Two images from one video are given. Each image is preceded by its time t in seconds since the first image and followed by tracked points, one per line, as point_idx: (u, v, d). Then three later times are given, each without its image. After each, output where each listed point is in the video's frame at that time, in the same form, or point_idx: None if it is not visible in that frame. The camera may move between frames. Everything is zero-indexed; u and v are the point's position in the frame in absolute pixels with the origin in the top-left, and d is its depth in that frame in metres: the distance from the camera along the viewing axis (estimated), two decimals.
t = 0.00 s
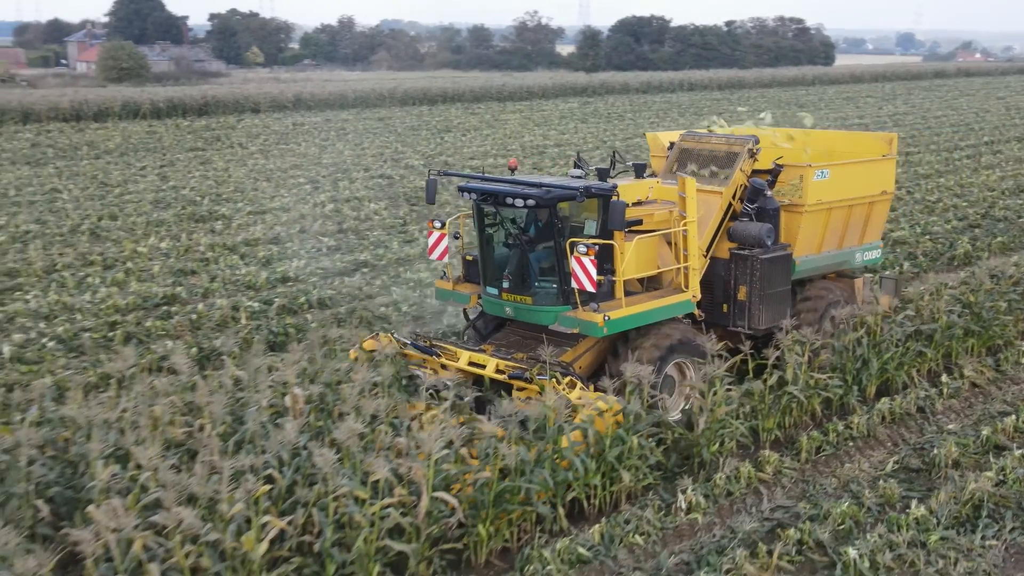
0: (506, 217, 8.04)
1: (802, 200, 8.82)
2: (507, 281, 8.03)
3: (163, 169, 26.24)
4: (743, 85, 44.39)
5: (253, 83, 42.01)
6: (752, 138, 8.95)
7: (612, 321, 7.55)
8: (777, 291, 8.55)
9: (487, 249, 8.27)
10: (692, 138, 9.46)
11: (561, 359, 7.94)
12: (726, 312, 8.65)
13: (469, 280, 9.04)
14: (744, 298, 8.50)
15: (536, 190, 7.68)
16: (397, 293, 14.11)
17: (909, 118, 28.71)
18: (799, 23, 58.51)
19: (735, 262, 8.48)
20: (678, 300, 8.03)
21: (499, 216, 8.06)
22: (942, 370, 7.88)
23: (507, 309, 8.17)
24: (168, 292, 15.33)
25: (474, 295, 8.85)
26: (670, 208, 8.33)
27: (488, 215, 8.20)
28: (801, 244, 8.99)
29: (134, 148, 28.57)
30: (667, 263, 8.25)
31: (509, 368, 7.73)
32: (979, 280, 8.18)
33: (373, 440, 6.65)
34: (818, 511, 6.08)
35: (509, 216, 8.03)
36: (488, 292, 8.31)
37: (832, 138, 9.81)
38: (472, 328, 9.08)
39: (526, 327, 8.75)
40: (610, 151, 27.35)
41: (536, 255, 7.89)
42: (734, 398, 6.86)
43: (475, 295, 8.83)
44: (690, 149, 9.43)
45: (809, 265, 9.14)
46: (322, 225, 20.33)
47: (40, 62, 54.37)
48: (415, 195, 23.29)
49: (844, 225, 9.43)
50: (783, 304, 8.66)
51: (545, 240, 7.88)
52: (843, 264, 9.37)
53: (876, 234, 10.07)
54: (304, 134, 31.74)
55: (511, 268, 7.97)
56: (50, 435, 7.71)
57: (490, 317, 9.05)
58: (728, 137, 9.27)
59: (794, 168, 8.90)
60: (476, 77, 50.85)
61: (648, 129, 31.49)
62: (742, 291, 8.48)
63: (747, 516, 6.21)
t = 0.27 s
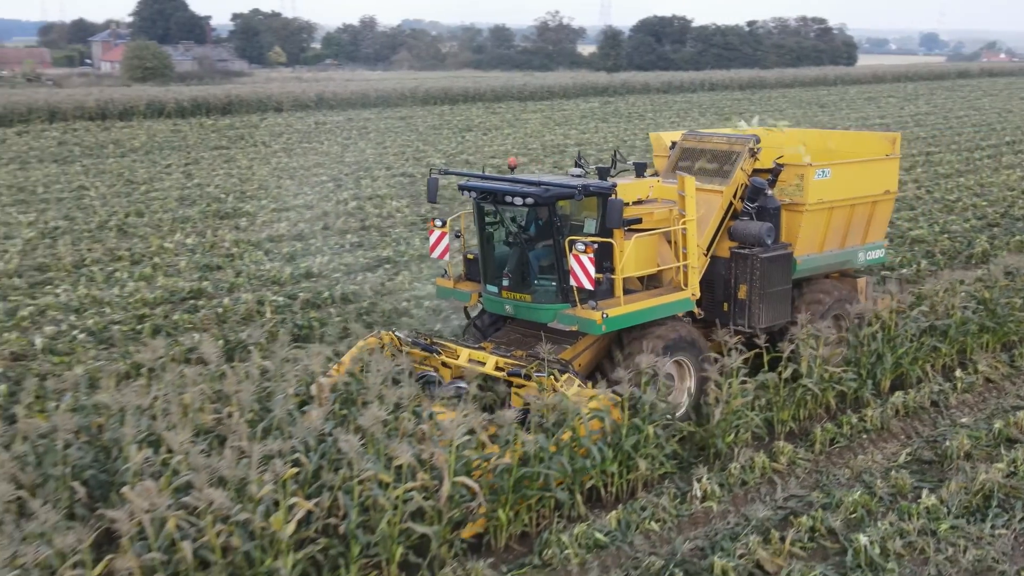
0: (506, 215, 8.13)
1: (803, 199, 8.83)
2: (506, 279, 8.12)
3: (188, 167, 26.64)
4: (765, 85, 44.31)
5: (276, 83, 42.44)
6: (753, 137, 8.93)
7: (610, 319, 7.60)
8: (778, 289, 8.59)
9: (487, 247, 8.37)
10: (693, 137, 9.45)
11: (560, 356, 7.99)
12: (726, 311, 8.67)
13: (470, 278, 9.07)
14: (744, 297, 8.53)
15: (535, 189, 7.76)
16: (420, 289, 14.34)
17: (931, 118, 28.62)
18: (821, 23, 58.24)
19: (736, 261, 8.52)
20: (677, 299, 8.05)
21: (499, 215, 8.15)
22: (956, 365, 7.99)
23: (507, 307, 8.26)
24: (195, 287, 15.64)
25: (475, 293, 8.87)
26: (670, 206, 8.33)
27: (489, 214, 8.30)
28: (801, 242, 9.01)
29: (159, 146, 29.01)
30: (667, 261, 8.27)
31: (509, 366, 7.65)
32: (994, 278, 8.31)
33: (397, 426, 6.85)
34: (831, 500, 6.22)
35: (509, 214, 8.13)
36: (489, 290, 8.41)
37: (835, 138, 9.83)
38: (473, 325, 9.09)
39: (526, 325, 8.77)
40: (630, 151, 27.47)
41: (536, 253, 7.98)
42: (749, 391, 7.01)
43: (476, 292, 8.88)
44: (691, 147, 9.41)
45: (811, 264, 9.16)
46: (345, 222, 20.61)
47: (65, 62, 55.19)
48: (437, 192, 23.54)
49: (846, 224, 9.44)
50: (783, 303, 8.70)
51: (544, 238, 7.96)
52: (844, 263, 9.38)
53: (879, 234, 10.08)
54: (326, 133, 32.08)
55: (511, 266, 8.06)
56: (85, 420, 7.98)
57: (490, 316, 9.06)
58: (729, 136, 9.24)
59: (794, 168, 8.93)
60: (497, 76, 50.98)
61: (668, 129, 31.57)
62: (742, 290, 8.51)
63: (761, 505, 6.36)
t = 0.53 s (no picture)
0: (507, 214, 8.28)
1: (805, 199, 8.90)
2: (507, 277, 8.26)
3: (217, 165, 27.06)
4: (791, 85, 44.18)
5: (303, 82, 42.91)
6: (756, 136, 8.95)
7: (608, 317, 7.68)
8: (780, 289, 8.58)
9: (488, 245, 8.51)
10: (698, 136, 9.55)
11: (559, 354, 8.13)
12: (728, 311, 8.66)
13: (472, 275, 9.19)
14: (746, 296, 8.54)
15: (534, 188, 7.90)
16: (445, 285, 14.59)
17: (958, 119, 28.50)
18: (848, 23, 57.93)
19: (738, 260, 8.54)
20: (676, 298, 8.11)
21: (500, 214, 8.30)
22: (975, 361, 8.11)
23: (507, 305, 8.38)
24: (226, 281, 15.99)
25: (476, 291, 8.95)
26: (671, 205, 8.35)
27: (490, 212, 8.45)
28: (804, 241, 9.08)
29: (188, 145, 29.47)
30: (667, 259, 8.34)
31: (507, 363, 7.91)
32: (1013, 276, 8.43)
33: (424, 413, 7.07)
34: (847, 488, 6.38)
35: (510, 212, 8.29)
36: (490, 288, 8.55)
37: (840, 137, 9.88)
38: (475, 323, 9.25)
39: (527, 323, 8.88)
40: (655, 150, 27.60)
41: (537, 252, 8.12)
42: (767, 383, 7.17)
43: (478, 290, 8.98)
44: (696, 146, 9.50)
45: (814, 263, 9.23)
46: (373, 219, 20.92)
47: (94, 62, 56.11)
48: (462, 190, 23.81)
49: (850, 224, 9.50)
50: (785, 303, 8.74)
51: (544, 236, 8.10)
52: (848, 263, 9.45)
53: (884, 234, 10.14)
54: (353, 132, 32.44)
55: (512, 264, 8.21)
56: (124, 406, 8.29)
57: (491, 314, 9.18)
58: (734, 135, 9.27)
59: (797, 167, 9.00)
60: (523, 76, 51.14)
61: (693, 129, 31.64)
62: (744, 289, 8.53)
63: (778, 492, 6.53)
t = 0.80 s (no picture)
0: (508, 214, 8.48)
1: (810, 200, 9.00)
2: (507, 276, 8.44)
3: (246, 164, 27.49)
4: (818, 86, 44.01)
5: (330, 82, 43.38)
6: (760, 137, 9.06)
7: (606, 316, 7.81)
8: (783, 289, 8.69)
9: (491, 244, 8.71)
10: (702, 137, 9.55)
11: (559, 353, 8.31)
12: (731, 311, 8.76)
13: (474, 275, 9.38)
14: (749, 297, 8.65)
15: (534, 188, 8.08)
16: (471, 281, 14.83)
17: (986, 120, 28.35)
18: (876, 23, 57.61)
19: (741, 260, 8.66)
20: (677, 297, 8.27)
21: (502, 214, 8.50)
22: (994, 358, 8.23)
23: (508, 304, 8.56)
24: (256, 277, 16.32)
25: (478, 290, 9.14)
26: (673, 206, 8.47)
27: (492, 212, 8.65)
28: (808, 242, 9.19)
29: (218, 144, 29.94)
30: (669, 259, 8.50)
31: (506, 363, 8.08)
32: None
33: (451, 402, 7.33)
34: (864, 480, 6.52)
35: (511, 212, 8.48)
36: (492, 286, 8.74)
37: (847, 139, 10.00)
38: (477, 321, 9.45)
39: (528, 322, 9.08)
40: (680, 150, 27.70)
41: (537, 252, 8.31)
42: (788, 376, 7.33)
43: (480, 289, 9.23)
44: (699, 146, 9.52)
45: (818, 264, 9.34)
46: (400, 217, 21.21)
47: (124, 62, 57.19)
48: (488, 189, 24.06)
49: (855, 225, 9.61)
50: (787, 303, 8.86)
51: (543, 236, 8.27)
52: (853, 264, 9.56)
53: (891, 235, 10.24)
54: (380, 132, 32.80)
55: (513, 264, 8.41)
56: (161, 395, 8.58)
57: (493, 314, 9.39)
58: (739, 136, 9.35)
59: (801, 169, 9.11)
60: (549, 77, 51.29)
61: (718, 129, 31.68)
62: (747, 289, 8.65)
63: (797, 483, 6.67)
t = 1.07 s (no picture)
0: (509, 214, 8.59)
1: (814, 200, 9.08)
2: (509, 275, 8.60)
3: (272, 162, 27.84)
4: (843, 86, 43.84)
5: (354, 82, 43.74)
6: (762, 136, 9.24)
7: (605, 315, 7.96)
8: (785, 289, 8.80)
9: (492, 243, 8.85)
10: (706, 136, 9.75)
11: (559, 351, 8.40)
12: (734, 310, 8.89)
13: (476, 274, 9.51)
14: (752, 296, 8.77)
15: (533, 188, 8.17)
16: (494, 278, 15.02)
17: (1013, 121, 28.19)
18: (902, 23, 57.25)
19: (744, 260, 8.78)
20: (677, 296, 8.37)
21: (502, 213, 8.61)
22: (1012, 356, 8.33)
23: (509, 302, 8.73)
24: (283, 273, 16.59)
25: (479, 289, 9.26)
26: (674, 205, 8.58)
27: (494, 211, 8.77)
28: (812, 242, 9.26)
29: (244, 143, 30.34)
30: (671, 257, 8.61)
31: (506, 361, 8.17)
32: None
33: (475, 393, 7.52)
34: (880, 472, 6.64)
35: (513, 212, 8.60)
36: (493, 285, 8.91)
37: (854, 138, 10.05)
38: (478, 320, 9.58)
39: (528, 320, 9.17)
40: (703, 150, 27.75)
41: (538, 251, 8.44)
42: (805, 370, 7.47)
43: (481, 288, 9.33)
44: (704, 146, 9.71)
45: (824, 264, 9.40)
46: (424, 215, 21.43)
47: (150, 62, 57.92)
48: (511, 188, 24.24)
49: (861, 225, 9.67)
50: (791, 302, 8.94)
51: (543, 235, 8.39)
52: (858, 264, 9.62)
53: (897, 235, 10.29)
54: (404, 131, 33.07)
55: (513, 263, 8.57)
56: (193, 385, 8.83)
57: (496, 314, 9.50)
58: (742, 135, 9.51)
59: (806, 168, 9.18)
60: (572, 77, 51.39)
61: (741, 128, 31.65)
62: (750, 288, 8.77)
63: (813, 476, 6.79)
